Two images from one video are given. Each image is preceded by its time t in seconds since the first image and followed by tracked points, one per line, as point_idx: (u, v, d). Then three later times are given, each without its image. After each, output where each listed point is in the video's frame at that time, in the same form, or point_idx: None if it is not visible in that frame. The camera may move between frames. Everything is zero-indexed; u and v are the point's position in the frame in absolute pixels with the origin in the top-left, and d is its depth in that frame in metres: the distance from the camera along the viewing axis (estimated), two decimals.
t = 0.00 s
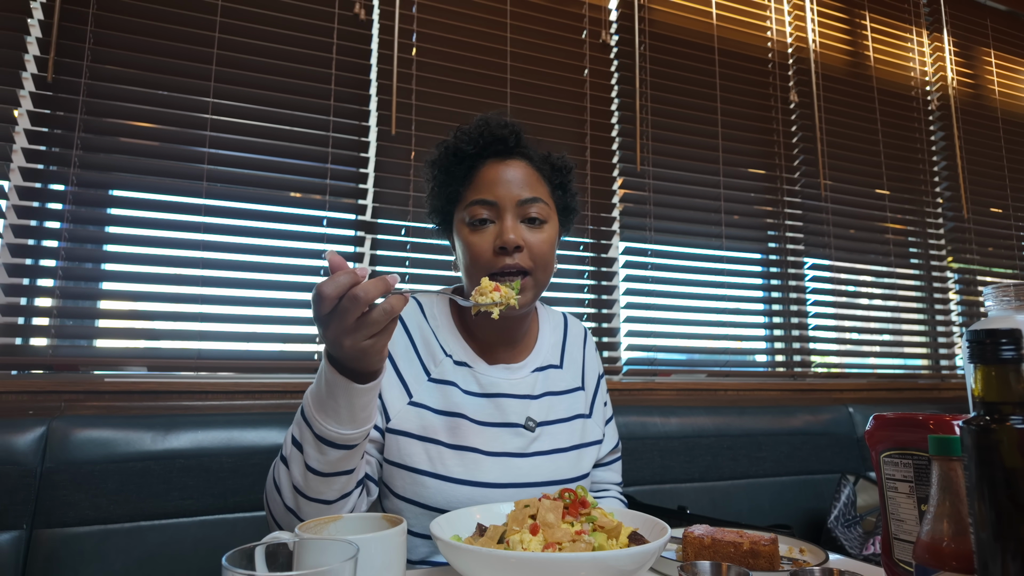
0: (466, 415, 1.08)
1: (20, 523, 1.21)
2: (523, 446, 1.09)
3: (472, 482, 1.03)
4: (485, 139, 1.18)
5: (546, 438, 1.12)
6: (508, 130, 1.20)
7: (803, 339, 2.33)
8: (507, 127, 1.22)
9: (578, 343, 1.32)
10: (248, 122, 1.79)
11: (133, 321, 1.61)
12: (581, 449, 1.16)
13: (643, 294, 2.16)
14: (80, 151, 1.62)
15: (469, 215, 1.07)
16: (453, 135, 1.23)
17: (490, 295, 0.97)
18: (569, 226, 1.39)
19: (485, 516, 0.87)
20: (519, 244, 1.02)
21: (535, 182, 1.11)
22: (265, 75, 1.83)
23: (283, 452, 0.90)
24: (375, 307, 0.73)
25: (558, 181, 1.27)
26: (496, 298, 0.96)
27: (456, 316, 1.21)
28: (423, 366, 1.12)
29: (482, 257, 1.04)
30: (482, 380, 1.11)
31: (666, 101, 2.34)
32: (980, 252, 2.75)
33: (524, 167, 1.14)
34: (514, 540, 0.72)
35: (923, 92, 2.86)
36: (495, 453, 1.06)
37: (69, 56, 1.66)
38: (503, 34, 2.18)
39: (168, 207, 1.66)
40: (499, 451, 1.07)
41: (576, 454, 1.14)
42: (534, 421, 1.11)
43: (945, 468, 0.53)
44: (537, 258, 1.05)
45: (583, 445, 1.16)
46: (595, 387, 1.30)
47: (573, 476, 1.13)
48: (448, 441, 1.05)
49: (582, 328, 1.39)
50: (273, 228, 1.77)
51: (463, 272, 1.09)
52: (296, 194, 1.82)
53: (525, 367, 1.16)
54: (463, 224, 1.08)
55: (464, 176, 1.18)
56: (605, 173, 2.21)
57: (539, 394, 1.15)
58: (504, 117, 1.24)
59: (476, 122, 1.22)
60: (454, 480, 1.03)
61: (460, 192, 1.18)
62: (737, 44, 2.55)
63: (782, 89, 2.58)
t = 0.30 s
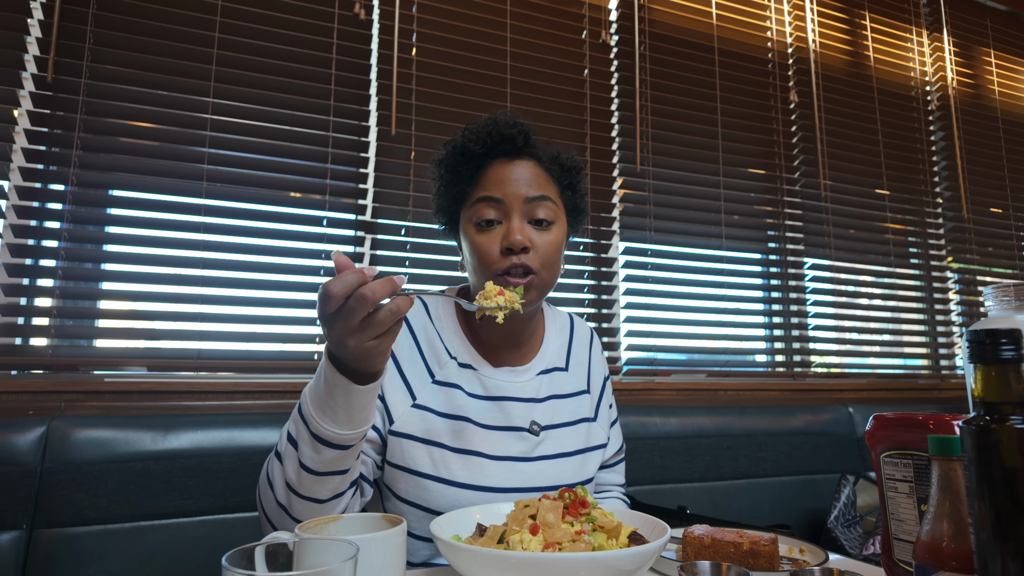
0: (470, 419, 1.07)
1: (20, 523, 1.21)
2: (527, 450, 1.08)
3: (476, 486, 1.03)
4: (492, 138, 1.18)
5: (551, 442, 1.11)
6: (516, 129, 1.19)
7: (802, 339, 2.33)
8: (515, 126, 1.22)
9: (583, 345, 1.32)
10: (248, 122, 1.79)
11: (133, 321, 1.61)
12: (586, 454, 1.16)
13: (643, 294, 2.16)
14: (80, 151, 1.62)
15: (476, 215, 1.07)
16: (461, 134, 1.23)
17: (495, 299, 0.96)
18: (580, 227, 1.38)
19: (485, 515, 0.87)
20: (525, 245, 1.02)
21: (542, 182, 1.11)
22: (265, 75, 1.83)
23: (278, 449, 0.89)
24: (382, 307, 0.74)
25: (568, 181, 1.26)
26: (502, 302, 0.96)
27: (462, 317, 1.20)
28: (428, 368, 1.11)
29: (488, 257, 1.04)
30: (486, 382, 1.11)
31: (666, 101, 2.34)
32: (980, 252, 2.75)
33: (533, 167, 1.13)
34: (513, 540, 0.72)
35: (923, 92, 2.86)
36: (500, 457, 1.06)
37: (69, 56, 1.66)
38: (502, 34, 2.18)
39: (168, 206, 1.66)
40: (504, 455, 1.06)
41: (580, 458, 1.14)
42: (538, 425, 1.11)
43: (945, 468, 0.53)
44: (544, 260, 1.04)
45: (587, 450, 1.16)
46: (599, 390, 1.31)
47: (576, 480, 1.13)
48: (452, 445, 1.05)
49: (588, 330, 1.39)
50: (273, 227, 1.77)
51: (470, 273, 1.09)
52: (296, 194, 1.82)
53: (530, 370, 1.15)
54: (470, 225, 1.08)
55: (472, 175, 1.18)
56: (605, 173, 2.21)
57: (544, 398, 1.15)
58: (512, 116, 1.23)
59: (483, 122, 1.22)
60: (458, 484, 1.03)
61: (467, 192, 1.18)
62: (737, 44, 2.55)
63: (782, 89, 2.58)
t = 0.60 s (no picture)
0: (474, 422, 1.07)
1: (20, 523, 1.21)
2: (531, 454, 1.08)
3: (479, 490, 1.03)
4: (495, 140, 1.17)
5: (555, 446, 1.11)
6: (519, 131, 1.19)
7: (802, 339, 2.33)
8: (518, 127, 1.21)
9: (588, 347, 1.32)
10: (248, 122, 1.79)
11: (133, 321, 1.61)
12: (590, 457, 1.16)
13: (643, 294, 2.16)
14: (80, 151, 1.62)
15: (477, 220, 1.07)
16: (463, 136, 1.23)
17: (505, 324, 0.97)
18: (585, 228, 1.38)
19: (485, 516, 0.87)
20: (526, 252, 1.02)
21: (547, 186, 1.11)
22: (265, 75, 1.83)
23: (277, 455, 0.89)
24: (386, 325, 0.73)
25: (573, 182, 1.26)
26: (512, 327, 0.96)
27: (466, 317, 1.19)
28: (431, 371, 1.11)
29: (489, 263, 1.04)
30: (490, 386, 1.10)
31: (666, 101, 2.34)
32: (980, 252, 2.75)
33: (537, 170, 1.13)
34: (514, 540, 0.72)
35: (923, 93, 2.86)
36: (503, 461, 1.05)
37: (69, 56, 1.66)
38: (502, 34, 2.18)
39: (168, 206, 1.66)
40: (507, 459, 1.06)
41: (584, 462, 1.14)
42: (542, 429, 1.10)
43: (945, 468, 0.53)
44: (544, 266, 1.05)
45: (591, 453, 1.16)
46: (604, 392, 1.31)
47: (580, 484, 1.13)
48: (455, 448, 1.05)
49: (593, 331, 1.39)
50: (273, 228, 1.77)
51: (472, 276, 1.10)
52: (296, 194, 1.82)
53: (534, 373, 1.14)
54: (472, 229, 1.08)
55: (475, 177, 1.18)
56: (605, 173, 2.21)
57: (549, 401, 1.14)
58: (516, 117, 1.23)
59: (487, 123, 1.22)
60: (461, 488, 1.03)
61: (470, 193, 1.17)
62: (737, 44, 2.55)
63: (782, 89, 2.58)
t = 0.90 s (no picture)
0: (475, 424, 1.07)
1: (20, 523, 1.21)
2: (531, 456, 1.08)
3: (480, 493, 1.03)
4: (501, 139, 1.17)
5: (555, 448, 1.11)
6: (526, 130, 1.19)
7: (802, 339, 2.33)
8: (525, 126, 1.21)
9: (589, 348, 1.32)
10: (248, 122, 1.79)
11: (133, 321, 1.61)
12: (590, 459, 1.16)
13: (643, 294, 2.16)
14: (80, 151, 1.62)
15: (480, 220, 1.07)
16: (469, 134, 1.23)
17: (511, 313, 0.97)
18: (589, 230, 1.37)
19: (484, 516, 0.87)
20: (528, 254, 1.02)
21: (552, 187, 1.11)
22: (265, 75, 1.83)
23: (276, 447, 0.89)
24: (407, 319, 0.74)
25: (579, 185, 1.26)
26: (517, 317, 0.96)
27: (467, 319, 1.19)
28: (432, 371, 1.11)
29: (491, 263, 1.04)
30: (490, 388, 1.10)
31: (666, 101, 2.34)
32: (980, 252, 2.75)
33: (542, 171, 1.12)
34: (514, 540, 0.72)
35: (923, 92, 2.86)
36: (503, 464, 1.05)
37: (69, 56, 1.66)
38: (502, 34, 2.18)
39: (168, 206, 1.66)
40: (507, 461, 1.06)
41: (584, 464, 1.14)
42: (542, 432, 1.10)
43: (945, 468, 0.53)
44: (547, 268, 1.05)
45: (591, 455, 1.16)
46: (604, 393, 1.31)
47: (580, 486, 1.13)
48: (455, 450, 1.05)
49: (594, 332, 1.39)
50: (273, 228, 1.77)
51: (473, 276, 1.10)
52: (296, 194, 1.82)
53: (535, 375, 1.14)
54: (474, 228, 1.08)
55: (479, 176, 1.18)
56: (606, 173, 2.21)
57: (549, 403, 1.14)
58: (523, 117, 1.23)
59: (493, 122, 1.22)
60: (461, 491, 1.03)
61: (474, 192, 1.18)
62: (737, 44, 2.55)
63: (782, 89, 2.58)
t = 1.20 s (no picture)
0: (476, 425, 1.07)
1: (19, 523, 1.21)
2: (532, 459, 1.08)
3: (481, 494, 1.03)
4: (501, 136, 1.17)
5: (556, 451, 1.11)
6: (527, 128, 1.19)
7: (802, 339, 2.33)
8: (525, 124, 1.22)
9: (591, 350, 1.33)
10: (249, 122, 1.79)
11: (133, 321, 1.61)
12: (591, 462, 1.16)
13: (643, 294, 2.16)
14: (80, 151, 1.62)
15: (479, 217, 1.07)
16: (470, 132, 1.23)
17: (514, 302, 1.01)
18: (590, 232, 1.37)
19: (485, 515, 0.87)
20: (528, 250, 1.02)
21: (551, 184, 1.11)
22: (265, 75, 1.83)
23: (278, 422, 0.85)
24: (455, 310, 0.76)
25: (579, 184, 1.26)
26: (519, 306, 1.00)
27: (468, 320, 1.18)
28: (434, 370, 1.11)
29: (490, 260, 1.04)
30: (491, 389, 1.10)
31: (666, 101, 2.34)
32: (980, 252, 2.75)
33: (543, 169, 1.12)
34: (514, 540, 0.72)
35: (923, 92, 2.86)
36: (503, 465, 1.05)
37: (68, 56, 1.66)
38: (502, 34, 2.18)
39: (168, 206, 1.66)
40: (508, 463, 1.06)
41: (585, 467, 1.14)
42: (543, 434, 1.10)
43: (945, 468, 0.53)
44: (547, 264, 1.05)
45: (593, 458, 1.16)
46: (606, 395, 1.31)
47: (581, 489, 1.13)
48: (456, 451, 1.05)
49: (596, 333, 1.40)
50: (273, 227, 1.77)
51: (471, 272, 1.09)
52: (296, 194, 1.82)
53: (536, 376, 1.14)
54: (473, 225, 1.07)
55: (479, 173, 1.18)
56: (606, 173, 2.21)
57: (550, 405, 1.14)
58: (523, 115, 1.23)
59: (494, 120, 1.22)
60: (461, 492, 1.03)
61: (473, 189, 1.17)
62: (736, 44, 2.55)
63: (782, 89, 2.58)
